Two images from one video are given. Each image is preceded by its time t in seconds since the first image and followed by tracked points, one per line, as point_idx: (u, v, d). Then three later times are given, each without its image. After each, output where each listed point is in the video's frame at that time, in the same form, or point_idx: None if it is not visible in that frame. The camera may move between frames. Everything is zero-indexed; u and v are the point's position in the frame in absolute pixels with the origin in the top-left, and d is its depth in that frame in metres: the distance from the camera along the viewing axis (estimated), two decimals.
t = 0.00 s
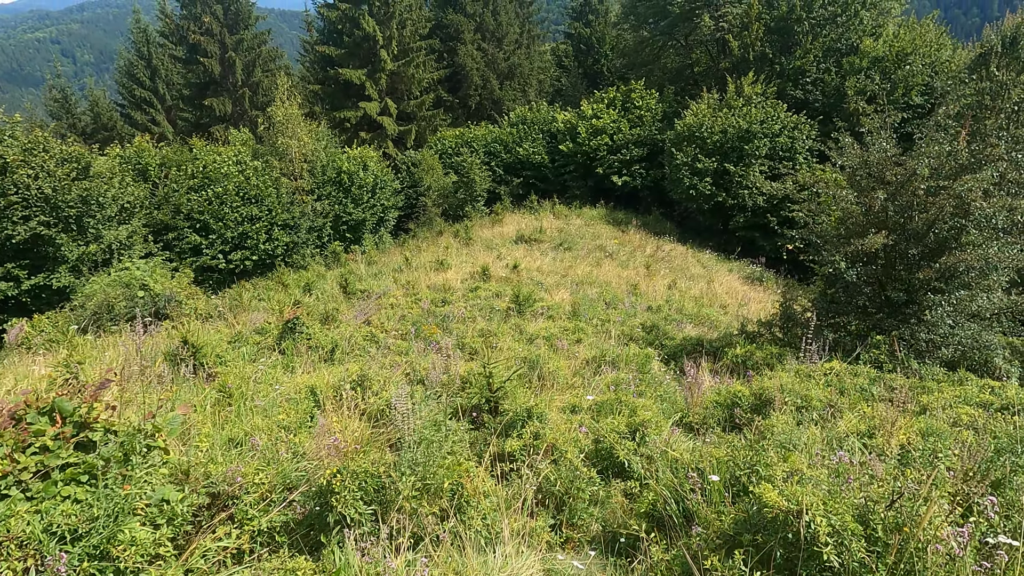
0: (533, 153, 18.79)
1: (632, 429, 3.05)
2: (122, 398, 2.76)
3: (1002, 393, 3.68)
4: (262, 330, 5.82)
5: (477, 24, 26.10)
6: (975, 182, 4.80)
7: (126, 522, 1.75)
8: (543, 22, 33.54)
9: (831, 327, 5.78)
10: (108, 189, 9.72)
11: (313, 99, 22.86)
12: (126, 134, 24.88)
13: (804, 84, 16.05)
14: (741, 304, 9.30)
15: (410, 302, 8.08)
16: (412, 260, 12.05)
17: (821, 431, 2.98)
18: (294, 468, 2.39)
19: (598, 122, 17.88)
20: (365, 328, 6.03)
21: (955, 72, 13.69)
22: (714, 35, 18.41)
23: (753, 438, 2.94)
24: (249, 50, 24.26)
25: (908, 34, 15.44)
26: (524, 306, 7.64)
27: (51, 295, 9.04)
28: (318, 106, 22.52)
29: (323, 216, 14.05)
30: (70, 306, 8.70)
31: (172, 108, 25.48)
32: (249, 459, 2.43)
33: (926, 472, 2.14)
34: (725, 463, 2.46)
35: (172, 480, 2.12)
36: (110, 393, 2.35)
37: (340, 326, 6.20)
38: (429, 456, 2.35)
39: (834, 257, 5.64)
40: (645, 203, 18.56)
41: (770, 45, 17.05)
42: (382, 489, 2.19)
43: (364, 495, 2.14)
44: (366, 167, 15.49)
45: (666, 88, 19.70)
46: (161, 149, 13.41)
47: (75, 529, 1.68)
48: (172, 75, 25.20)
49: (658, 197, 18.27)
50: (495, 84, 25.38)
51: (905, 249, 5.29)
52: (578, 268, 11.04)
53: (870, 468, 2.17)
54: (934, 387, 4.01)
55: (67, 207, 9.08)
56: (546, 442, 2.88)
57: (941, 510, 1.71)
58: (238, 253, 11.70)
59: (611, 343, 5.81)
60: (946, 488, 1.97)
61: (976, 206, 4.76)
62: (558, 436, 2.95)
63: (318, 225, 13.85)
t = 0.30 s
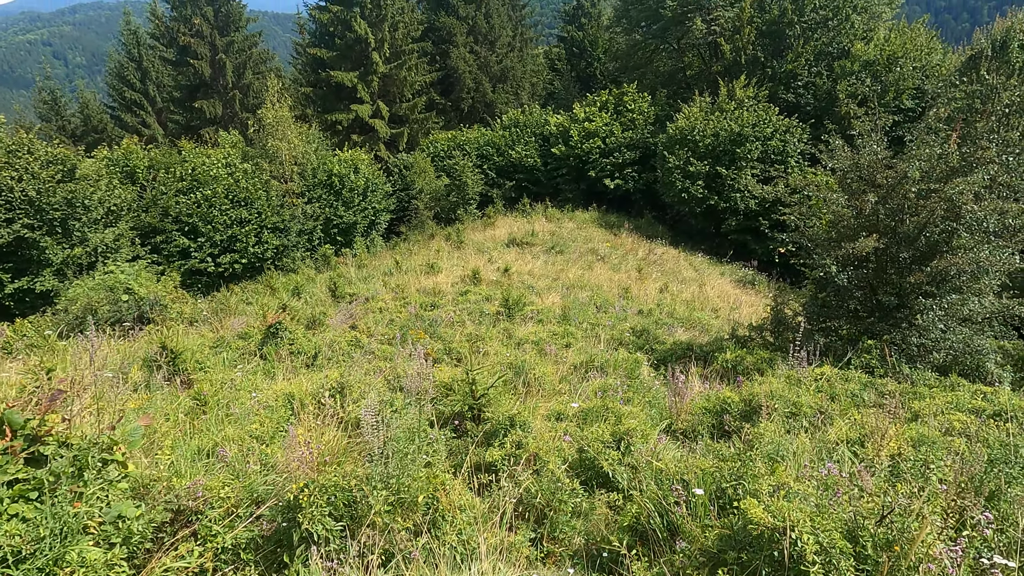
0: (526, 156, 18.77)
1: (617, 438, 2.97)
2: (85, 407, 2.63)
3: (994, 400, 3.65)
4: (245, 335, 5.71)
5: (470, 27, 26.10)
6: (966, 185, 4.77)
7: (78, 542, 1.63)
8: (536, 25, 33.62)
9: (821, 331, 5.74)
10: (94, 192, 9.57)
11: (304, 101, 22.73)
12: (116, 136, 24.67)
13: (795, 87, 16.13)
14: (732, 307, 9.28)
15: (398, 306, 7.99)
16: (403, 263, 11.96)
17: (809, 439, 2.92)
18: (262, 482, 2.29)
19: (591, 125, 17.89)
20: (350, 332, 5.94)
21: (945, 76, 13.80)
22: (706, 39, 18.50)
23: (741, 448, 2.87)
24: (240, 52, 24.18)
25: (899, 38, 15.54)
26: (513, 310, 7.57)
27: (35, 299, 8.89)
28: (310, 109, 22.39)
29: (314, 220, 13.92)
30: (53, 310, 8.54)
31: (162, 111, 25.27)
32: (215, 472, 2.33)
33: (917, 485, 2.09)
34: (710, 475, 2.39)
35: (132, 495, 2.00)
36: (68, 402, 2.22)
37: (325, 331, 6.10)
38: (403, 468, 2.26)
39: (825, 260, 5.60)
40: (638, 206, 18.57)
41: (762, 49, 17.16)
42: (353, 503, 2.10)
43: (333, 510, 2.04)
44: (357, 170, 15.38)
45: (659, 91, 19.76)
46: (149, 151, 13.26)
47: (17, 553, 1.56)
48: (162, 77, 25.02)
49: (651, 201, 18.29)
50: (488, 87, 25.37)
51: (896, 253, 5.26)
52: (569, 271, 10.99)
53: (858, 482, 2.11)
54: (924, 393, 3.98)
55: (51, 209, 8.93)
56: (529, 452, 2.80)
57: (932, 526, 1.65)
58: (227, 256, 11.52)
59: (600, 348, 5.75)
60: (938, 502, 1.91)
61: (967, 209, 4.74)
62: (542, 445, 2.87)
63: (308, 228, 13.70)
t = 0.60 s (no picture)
0: (523, 161, 18.75)
1: (615, 447, 2.87)
2: (61, 417, 2.51)
3: (1001, 404, 3.58)
4: (236, 342, 5.61)
5: (467, 33, 26.18)
6: (969, 186, 4.70)
7: (41, 564, 1.50)
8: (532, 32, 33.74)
9: (822, 335, 5.66)
10: (87, 199, 9.47)
11: (301, 108, 22.72)
12: (111, 143, 24.60)
13: (792, 92, 16.17)
14: (731, 312, 9.22)
15: (393, 311, 7.90)
16: (399, 269, 11.87)
17: (813, 447, 2.85)
18: (241, 495, 2.17)
19: (588, 131, 17.89)
20: (343, 339, 5.83)
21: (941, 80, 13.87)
22: (702, 43, 18.58)
23: (744, 456, 2.79)
24: (236, 58, 24.28)
25: (894, 42, 15.61)
26: (510, 315, 7.48)
27: (27, 306, 8.77)
28: (306, 115, 22.35)
29: (310, 226, 13.83)
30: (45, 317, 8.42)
31: (158, 117, 25.22)
32: (194, 485, 2.22)
33: (931, 496, 2.00)
34: (712, 486, 2.30)
35: (103, 510, 1.89)
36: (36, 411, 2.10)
37: (318, 337, 5.99)
38: (391, 480, 2.16)
39: (826, 263, 5.52)
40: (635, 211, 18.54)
41: (759, 54, 17.23)
42: (338, 518, 1.99)
43: (316, 525, 1.94)
44: (353, 175, 15.31)
45: (656, 96, 19.79)
46: (143, 157, 13.17)
47: None
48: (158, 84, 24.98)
49: (648, 206, 18.26)
50: (485, 93, 25.40)
51: (898, 255, 5.19)
52: (567, 276, 10.91)
53: (867, 494, 2.02)
54: (928, 397, 3.90)
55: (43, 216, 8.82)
56: (525, 461, 2.70)
57: (952, 541, 1.55)
58: (222, 263, 11.42)
59: (598, 354, 5.66)
60: (950, 514, 1.83)
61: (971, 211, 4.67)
62: (539, 454, 2.77)
63: (304, 234, 13.62)
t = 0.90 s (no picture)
0: (526, 163, 18.66)
1: (627, 451, 2.75)
2: (48, 421, 2.40)
3: None
4: (235, 342, 5.50)
5: (470, 34, 26.16)
6: (988, 183, 4.57)
7: None
8: (535, 34, 33.74)
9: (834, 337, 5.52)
10: (88, 199, 9.40)
11: (303, 109, 22.67)
12: (114, 144, 24.60)
13: (796, 93, 16.08)
14: (737, 314, 9.08)
15: (396, 312, 7.80)
16: (402, 270, 11.78)
17: (833, 452, 2.73)
18: (233, 503, 2.05)
19: (591, 132, 17.82)
20: (345, 339, 5.74)
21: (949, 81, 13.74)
22: (706, 45, 18.49)
23: (760, 462, 2.67)
24: (238, 60, 24.28)
25: (901, 43, 15.48)
26: (514, 316, 7.37)
27: (26, 306, 8.69)
28: (309, 116, 22.31)
29: (312, 227, 13.76)
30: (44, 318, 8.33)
31: (161, 119, 25.22)
32: (185, 492, 2.11)
33: (970, 507, 1.87)
34: (733, 495, 2.17)
35: (87, 518, 1.77)
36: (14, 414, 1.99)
37: (319, 338, 5.88)
38: (393, 486, 2.04)
39: (839, 263, 5.39)
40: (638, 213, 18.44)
41: (763, 55, 17.13)
42: (336, 526, 1.88)
43: (313, 535, 1.82)
44: (356, 176, 15.24)
45: (659, 97, 19.70)
46: (145, 158, 13.12)
47: None
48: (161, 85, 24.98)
49: (652, 207, 18.15)
50: (487, 94, 25.36)
51: (911, 255, 5.06)
52: (570, 278, 10.79)
53: (902, 506, 1.89)
54: (948, 401, 3.78)
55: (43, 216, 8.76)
56: (532, 466, 2.58)
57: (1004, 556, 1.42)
58: (224, 264, 11.33)
59: (604, 355, 5.55)
60: (995, 527, 1.69)
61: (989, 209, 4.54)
62: (547, 458, 2.65)
63: (306, 235, 13.54)
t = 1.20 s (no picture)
0: (527, 161, 18.57)
1: (637, 456, 2.67)
2: (36, 426, 2.33)
3: None
4: (234, 343, 5.43)
5: (471, 33, 26.08)
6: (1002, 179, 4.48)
7: None
8: (536, 33, 33.65)
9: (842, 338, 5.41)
10: (87, 198, 9.33)
11: (304, 108, 22.61)
12: (114, 143, 24.54)
13: (800, 91, 15.98)
14: (741, 313, 8.99)
15: (397, 312, 7.72)
16: (403, 269, 11.70)
17: (848, 457, 2.64)
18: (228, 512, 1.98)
19: (593, 131, 17.73)
20: (346, 339, 5.66)
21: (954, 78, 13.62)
22: (708, 43, 18.39)
23: (773, 470, 2.57)
24: (239, 58, 24.22)
25: (905, 41, 15.36)
26: (517, 316, 7.28)
27: (25, 306, 8.63)
28: (310, 115, 22.22)
29: (313, 226, 13.68)
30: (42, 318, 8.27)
31: (161, 118, 25.15)
32: (178, 501, 2.03)
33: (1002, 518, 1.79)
34: (749, 503, 2.09)
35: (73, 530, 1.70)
36: None
37: (319, 338, 5.81)
38: (394, 495, 1.97)
39: (848, 263, 5.28)
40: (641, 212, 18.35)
41: (766, 53, 17.03)
42: (335, 537, 1.81)
43: (312, 546, 1.76)
44: (357, 175, 15.16)
45: (661, 96, 19.59)
46: (145, 156, 13.05)
47: None
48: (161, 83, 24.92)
49: (654, 206, 18.06)
50: (489, 93, 25.28)
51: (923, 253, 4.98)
52: (573, 277, 10.71)
53: (928, 520, 1.80)
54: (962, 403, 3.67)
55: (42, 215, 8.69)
56: (538, 472, 2.51)
57: None
58: (224, 263, 11.25)
59: (609, 355, 5.46)
60: None
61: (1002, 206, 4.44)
62: (555, 463, 2.58)
63: (307, 235, 13.47)
